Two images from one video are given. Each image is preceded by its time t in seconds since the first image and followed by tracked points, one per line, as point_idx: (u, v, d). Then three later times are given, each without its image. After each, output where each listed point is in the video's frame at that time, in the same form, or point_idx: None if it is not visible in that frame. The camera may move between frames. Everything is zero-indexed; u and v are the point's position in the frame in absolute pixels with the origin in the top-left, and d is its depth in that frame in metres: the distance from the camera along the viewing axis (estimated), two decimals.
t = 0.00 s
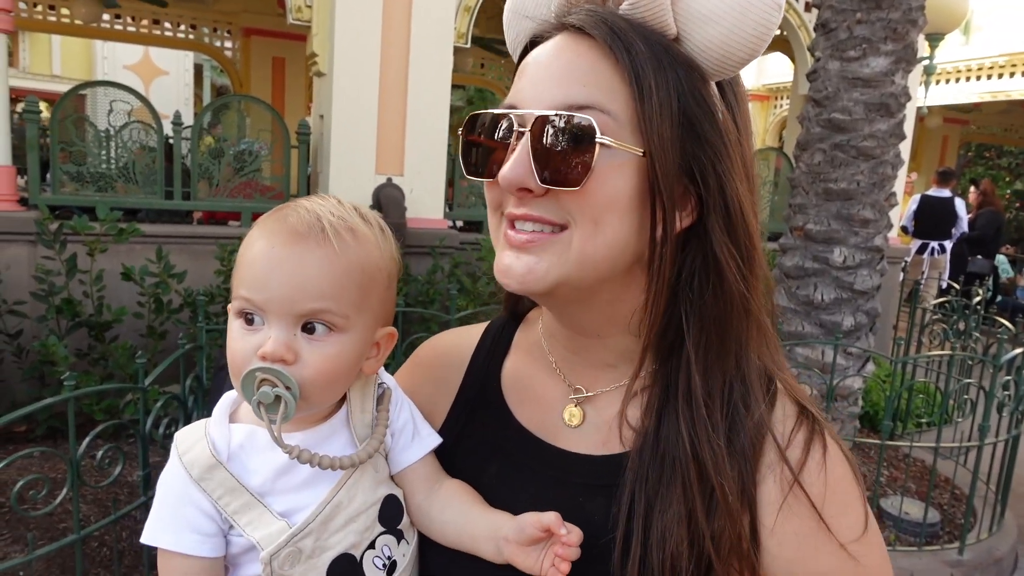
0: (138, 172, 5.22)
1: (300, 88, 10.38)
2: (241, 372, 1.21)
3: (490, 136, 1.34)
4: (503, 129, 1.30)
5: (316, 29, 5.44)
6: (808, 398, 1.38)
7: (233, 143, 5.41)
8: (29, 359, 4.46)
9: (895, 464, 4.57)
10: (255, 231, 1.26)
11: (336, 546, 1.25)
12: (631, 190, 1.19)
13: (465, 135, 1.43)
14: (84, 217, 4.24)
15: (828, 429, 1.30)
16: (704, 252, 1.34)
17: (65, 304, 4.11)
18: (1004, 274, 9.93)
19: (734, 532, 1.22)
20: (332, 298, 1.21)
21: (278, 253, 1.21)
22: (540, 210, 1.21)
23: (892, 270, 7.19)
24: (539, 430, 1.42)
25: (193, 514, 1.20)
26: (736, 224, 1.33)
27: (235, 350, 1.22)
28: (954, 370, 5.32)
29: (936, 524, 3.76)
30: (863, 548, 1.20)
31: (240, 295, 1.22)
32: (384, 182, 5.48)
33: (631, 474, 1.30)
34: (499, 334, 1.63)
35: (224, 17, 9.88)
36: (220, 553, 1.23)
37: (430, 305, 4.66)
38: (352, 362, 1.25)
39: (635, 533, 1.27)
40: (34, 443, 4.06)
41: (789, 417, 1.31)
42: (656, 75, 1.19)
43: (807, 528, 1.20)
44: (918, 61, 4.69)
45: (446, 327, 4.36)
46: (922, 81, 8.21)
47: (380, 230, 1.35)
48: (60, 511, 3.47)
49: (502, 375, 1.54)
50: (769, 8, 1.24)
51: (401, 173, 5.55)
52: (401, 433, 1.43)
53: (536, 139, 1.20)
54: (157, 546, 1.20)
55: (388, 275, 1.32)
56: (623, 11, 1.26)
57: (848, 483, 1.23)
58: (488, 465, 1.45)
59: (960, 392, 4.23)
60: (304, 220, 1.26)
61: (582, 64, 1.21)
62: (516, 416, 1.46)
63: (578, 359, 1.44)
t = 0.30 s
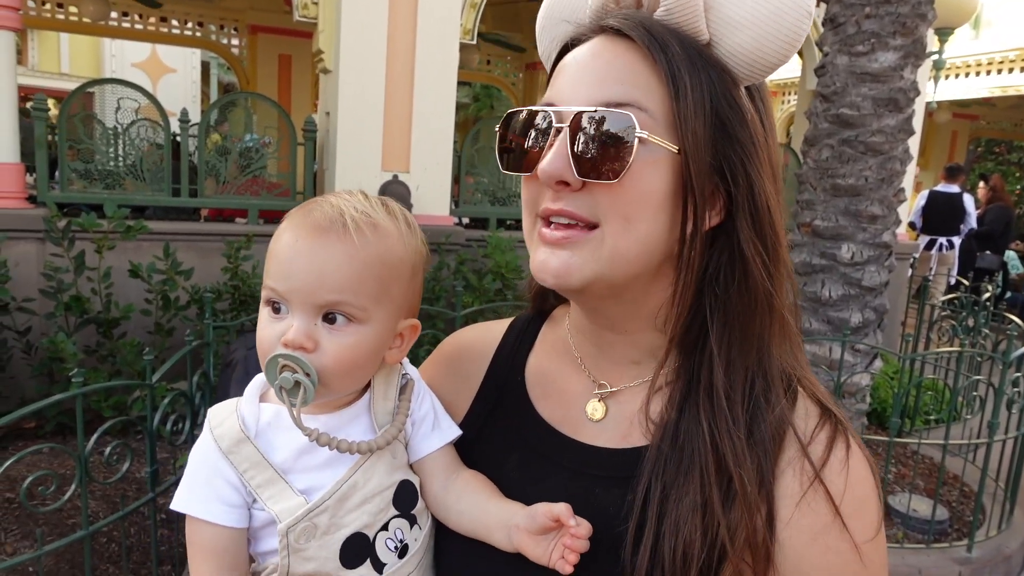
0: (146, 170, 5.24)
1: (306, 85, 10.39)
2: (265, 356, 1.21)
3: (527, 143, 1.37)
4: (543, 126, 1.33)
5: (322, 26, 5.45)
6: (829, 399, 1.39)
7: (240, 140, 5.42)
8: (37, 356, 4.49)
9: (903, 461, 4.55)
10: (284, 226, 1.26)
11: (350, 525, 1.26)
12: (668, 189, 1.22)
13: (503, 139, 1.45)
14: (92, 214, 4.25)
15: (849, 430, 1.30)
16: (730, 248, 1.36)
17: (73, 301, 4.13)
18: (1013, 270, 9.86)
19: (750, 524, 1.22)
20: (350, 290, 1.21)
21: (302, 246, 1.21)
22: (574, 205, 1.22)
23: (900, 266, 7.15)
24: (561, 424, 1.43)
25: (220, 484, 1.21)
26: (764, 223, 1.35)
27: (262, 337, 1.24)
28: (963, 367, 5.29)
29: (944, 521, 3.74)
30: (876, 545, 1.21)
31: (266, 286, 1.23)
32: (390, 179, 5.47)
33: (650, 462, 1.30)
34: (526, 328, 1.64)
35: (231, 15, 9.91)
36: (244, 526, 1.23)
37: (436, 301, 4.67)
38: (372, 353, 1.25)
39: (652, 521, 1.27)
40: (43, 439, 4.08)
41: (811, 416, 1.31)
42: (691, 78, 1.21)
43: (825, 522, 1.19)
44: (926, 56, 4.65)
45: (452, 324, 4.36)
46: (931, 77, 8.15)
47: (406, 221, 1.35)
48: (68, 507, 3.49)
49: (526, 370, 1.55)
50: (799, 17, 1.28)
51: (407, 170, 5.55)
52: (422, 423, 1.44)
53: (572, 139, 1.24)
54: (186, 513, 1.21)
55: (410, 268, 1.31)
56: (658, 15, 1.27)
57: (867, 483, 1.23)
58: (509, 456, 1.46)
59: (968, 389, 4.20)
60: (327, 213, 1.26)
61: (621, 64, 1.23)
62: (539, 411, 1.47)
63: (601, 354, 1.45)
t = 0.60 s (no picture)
0: (135, 167, 5.20)
1: (297, 82, 10.34)
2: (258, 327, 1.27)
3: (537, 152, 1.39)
4: (564, 126, 1.33)
5: (313, 23, 5.43)
6: (819, 391, 1.42)
7: (229, 137, 5.39)
8: (25, 354, 4.46)
9: (892, 458, 4.57)
10: (284, 209, 1.32)
11: (357, 502, 1.29)
12: (681, 191, 1.27)
13: (520, 144, 1.47)
14: (80, 211, 4.22)
15: (840, 418, 1.35)
16: (734, 251, 1.39)
17: (61, 298, 4.10)
18: (1002, 267, 9.93)
19: (752, 513, 1.23)
20: (335, 260, 1.25)
21: (292, 221, 1.27)
22: (589, 205, 1.25)
23: (890, 264, 7.19)
24: (559, 414, 1.43)
25: (234, 457, 1.24)
26: (767, 227, 1.38)
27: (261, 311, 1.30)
28: (952, 364, 5.31)
29: (932, 517, 3.77)
30: (867, 526, 1.25)
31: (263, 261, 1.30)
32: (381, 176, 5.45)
33: (651, 452, 1.31)
34: (520, 320, 1.64)
35: (222, 10, 9.88)
36: (255, 500, 1.25)
37: (427, 299, 4.66)
38: (358, 326, 1.28)
39: (654, 509, 1.28)
40: (31, 438, 4.06)
41: (802, 403, 1.35)
42: (711, 89, 1.26)
43: (823, 505, 1.22)
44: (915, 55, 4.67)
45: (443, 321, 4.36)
46: (920, 75, 8.18)
47: (401, 206, 1.38)
48: (56, 506, 3.47)
49: (523, 359, 1.55)
50: (811, 37, 1.34)
51: (398, 167, 5.54)
52: (427, 411, 1.45)
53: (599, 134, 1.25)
54: (198, 485, 1.23)
55: (401, 242, 1.33)
56: (678, 23, 1.33)
57: (858, 469, 1.27)
58: (507, 444, 1.46)
59: (956, 386, 4.22)
60: (318, 194, 1.31)
61: (645, 68, 1.27)
62: (538, 402, 1.46)
63: (603, 348, 1.46)
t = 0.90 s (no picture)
0: (127, 164, 5.18)
1: (289, 81, 10.31)
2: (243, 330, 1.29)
3: (548, 153, 1.40)
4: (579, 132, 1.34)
5: (306, 21, 5.41)
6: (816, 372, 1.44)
7: (221, 135, 5.37)
8: (15, 353, 4.43)
9: (881, 457, 4.60)
10: (253, 211, 1.32)
11: (358, 486, 1.29)
12: (689, 191, 1.29)
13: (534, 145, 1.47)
14: (71, 209, 4.20)
15: (837, 397, 1.36)
16: (737, 249, 1.40)
17: (51, 296, 4.08)
18: (990, 268, 10.00)
19: (751, 490, 1.24)
20: (307, 258, 1.25)
21: (260, 222, 1.27)
22: (603, 201, 1.26)
23: (880, 265, 7.23)
24: (561, 398, 1.44)
25: (233, 448, 1.25)
26: (770, 219, 1.40)
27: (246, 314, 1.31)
28: (941, 364, 5.35)
29: (921, 515, 3.79)
30: (866, 497, 1.26)
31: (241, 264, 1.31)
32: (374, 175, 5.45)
33: (649, 437, 1.32)
34: (521, 313, 1.65)
35: (214, 8, 9.83)
36: (257, 489, 1.26)
37: (420, 298, 4.67)
38: (340, 320, 1.29)
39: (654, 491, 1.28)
40: (21, 436, 4.03)
41: (800, 382, 1.36)
42: (720, 95, 1.28)
43: (822, 479, 1.23)
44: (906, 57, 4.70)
45: (435, 320, 4.36)
46: (911, 77, 8.22)
47: (373, 193, 1.38)
48: (46, 505, 3.45)
49: (525, 348, 1.56)
50: (815, 50, 1.37)
51: (390, 166, 5.53)
52: (422, 396, 1.47)
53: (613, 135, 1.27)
54: (199, 478, 1.24)
55: (373, 231, 1.33)
56: (689, 32, 1.34)
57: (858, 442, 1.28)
58: (507, 427, 1.47)
59: (945, 385, 4.25)
60: (282, 194, 1.30)
61: (658, 75, 1.29)
62: (539, 388, 1.47)
63: (607, 338, 1.47)
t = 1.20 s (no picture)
0: (125, 167, 5.18)
1: (286, 83, 10.31)
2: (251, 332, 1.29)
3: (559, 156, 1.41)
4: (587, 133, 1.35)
5: (303, 24, 5.42)
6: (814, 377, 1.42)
7: (218, 137, 5.37)
8: (12, 356, 4.42)
9: (880, 459, 4.59)
10: (264, 215, 1.32)
11: (372, 492, 1.29)
12: (688, 194, 1.28)
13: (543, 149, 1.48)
14: (68, 211, 4.20)
15: (833, 402, 1.35)
16: (736, 253, 1.39)
17: (48, 299, 4.07)
18: (987, 269, 10.02)
19: (742, 494, 1.24)
20: (315, 258, 1.26)
21: (270, 223, 1.28)
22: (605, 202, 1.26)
23: (878, 266, 7.24)
24: (566, 402, 1.44)
25: (247, 453, 1.24)
26: (771, 226, 1.39)
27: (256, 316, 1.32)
28: (939, 365, 5.36)
29: (920, 517, 3.79)
30: (855, 503, 1.25)
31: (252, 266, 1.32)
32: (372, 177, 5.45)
33: (648, 440, 1.32)
34: (530, 318, 1.65)
35: (211, 11, 9.83)
36: (271, 492, 1.25)
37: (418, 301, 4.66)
38: (345, 324, 1.28)
39: (651, 492, 1.29)
40: (18, 440, 4.03)
41: (795, 386, 1.36)
42: (721, 104, 1.29)
43: (811, 483, 1.23)
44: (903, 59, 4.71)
45: (434, 323, 4.35)
46: (907, 79, 8.25)
47: (381, 198, 1.38)
48: (44, 509, 3.44)
49: (533, 353, 1.56)
50: (819, 61, 1.37)
51: (389, 169, 5.53)
52: (430, 401, 1.47)
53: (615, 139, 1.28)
54: (212, 482, 1.23)
55: (380, 236, 1.33)
56: (694, 41, 1.35)
57: (848, 447, 1.28)
58: (515, 430, 1.47)
59: (944, 387, 4.25)
60: (291, 199, 1.31)
61: (661, 80, 1.30)
62: (545, 392, 1.47)
63: (611, 339, 1.46)
